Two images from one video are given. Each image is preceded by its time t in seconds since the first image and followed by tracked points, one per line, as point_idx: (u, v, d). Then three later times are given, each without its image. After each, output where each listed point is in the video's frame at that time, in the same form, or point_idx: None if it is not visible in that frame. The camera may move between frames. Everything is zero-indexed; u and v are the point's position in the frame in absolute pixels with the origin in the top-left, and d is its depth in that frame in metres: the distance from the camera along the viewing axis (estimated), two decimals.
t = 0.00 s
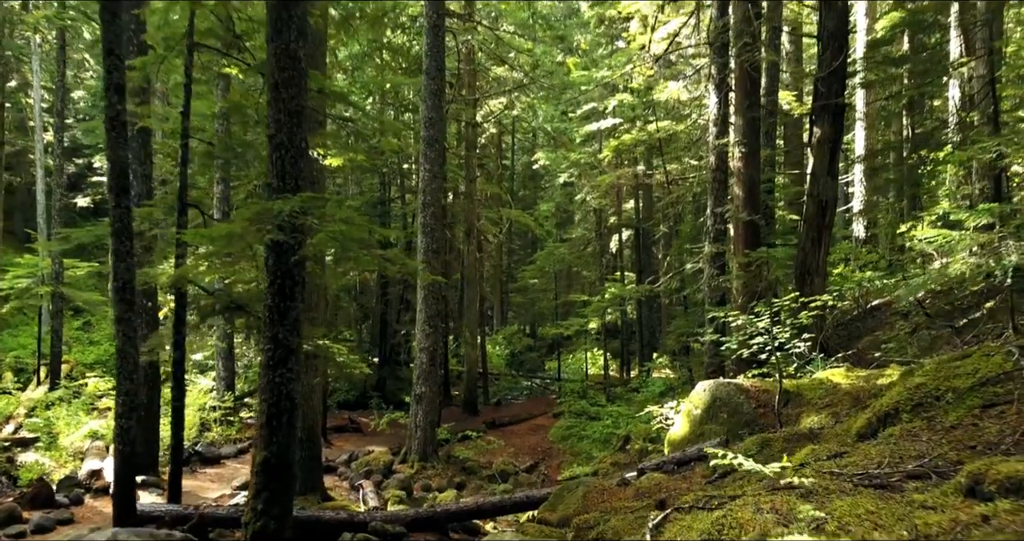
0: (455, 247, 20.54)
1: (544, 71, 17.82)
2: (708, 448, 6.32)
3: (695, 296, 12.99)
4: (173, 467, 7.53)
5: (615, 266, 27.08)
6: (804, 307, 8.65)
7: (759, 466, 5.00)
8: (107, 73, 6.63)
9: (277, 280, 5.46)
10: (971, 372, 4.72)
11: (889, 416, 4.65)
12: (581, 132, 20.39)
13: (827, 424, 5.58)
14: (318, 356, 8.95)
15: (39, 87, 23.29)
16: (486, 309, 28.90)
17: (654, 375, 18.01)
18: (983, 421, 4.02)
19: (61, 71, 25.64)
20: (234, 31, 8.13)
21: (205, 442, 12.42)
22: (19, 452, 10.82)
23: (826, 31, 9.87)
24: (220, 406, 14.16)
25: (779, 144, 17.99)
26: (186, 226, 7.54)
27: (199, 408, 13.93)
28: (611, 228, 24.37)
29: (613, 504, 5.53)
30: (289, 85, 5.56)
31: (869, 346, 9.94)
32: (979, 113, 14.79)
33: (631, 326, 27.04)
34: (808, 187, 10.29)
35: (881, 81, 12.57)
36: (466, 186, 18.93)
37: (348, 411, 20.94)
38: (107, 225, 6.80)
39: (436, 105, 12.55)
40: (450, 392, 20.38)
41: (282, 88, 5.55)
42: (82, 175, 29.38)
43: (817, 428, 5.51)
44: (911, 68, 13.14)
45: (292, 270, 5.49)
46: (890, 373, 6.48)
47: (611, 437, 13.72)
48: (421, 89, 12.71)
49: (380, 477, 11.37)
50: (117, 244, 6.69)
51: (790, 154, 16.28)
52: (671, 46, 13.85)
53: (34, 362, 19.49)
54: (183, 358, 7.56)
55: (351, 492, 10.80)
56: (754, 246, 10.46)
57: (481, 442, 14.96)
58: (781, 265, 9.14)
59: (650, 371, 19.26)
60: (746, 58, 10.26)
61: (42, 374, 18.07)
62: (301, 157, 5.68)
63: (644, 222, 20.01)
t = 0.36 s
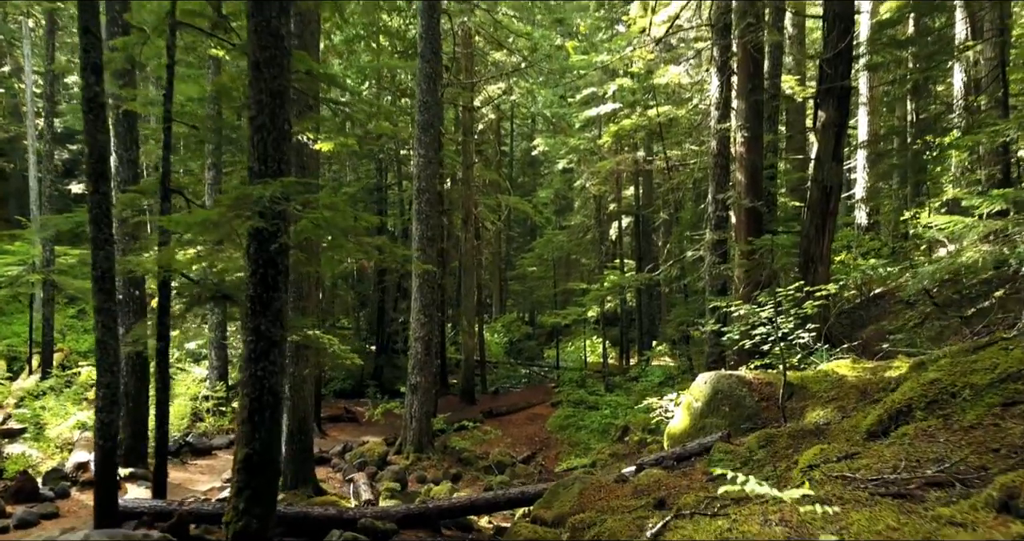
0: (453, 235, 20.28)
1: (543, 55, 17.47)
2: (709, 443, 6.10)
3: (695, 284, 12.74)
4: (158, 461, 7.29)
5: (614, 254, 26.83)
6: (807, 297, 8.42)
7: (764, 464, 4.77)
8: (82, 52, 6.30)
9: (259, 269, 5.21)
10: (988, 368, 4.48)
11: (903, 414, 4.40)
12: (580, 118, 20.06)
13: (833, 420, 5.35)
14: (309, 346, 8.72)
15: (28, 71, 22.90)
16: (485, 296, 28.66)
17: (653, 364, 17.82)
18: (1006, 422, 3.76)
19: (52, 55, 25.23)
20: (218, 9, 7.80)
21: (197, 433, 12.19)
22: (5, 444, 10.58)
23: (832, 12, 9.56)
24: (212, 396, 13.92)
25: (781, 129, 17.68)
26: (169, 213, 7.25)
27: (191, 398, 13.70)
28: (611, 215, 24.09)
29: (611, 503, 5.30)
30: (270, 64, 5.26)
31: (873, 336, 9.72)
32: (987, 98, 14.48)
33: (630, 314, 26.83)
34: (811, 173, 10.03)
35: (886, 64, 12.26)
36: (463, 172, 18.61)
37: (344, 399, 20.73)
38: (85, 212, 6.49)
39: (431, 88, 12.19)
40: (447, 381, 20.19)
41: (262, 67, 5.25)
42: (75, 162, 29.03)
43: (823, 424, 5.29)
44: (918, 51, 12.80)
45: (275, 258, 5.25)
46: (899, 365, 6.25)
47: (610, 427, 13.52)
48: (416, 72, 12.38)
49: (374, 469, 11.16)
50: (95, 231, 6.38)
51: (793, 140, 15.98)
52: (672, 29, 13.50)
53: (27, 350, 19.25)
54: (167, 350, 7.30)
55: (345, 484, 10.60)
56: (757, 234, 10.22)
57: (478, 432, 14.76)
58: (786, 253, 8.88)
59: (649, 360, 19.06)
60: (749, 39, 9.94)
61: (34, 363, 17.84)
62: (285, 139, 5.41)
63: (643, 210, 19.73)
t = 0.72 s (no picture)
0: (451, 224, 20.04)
1: (541, 40, 17.15)
2: (710, 438, 5.92)
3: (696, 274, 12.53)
4: (143, 457, 7.09)
5: (614, 243, 26.61)
6: (811, 287, 8.21)
7: (768, 463, 4.58)
8: (60, 33, 6.02)
9: (241, 259, 4.99)
10: (1004, 364, 4.27)
11: (915, 413, 4.20)
12: (580, 104, 19.76)
13: (839, 416, 5.16)
14: (300, 338, 8.51)
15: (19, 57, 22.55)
16: (483, 285, 28.46)
17: (653, 354, 17.63)
18: None
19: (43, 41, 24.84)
20: None
21: (189, 425, 12.01)
22: None
23: None
24: (206, 386, 13.73)
25: (784, 115, 17.40)
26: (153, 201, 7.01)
27: (184, 389, 13.51)
28: (611, 203, 23.81)
29: (609, 503, 5.11)
30: (252, 44, 5.01)
31: (878, 327, 9.50)
32: (994, 83, 14.18)
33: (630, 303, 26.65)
34: (816, 160, 9.78)
35: (892, 49, 11.98)
36: (460, 160, 18.34)
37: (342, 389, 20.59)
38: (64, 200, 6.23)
39: (427, 73, 11.88)
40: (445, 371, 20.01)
41: (244, 47, 5.00)
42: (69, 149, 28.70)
43: (829, 421, 5.09)
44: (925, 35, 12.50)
45: (258, 248, 5.02)
46: (907, 359, 6.06)
47: (609, 419, 13.36)
48: (412, 57, 12.08)
49: (369, 462, 10.99)
50: (75, 219, 6.13)
51: (796, 126, 15.70)
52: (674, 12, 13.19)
53: (20, 340, 19.05)
54: (153, 342, 7.08)
55: (339, 477, 10.43)
56: (760, 223, 10.01)
57: (476, 422, 14.59)
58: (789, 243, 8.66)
59: (649, 350, 18.90)
60: (753, 21, 9.67)
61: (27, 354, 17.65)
62: (269, 124, 5.16)
63: (644, 198, 19.49)
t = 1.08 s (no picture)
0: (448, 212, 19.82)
1: (540, 24, 16.80)
2: (711, 435, 5.70)
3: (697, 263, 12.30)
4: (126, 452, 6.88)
5: (614, 230, 26.35)
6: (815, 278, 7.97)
7: (773, 464, 4.37)
8: (31, 11, 5.73)
9: (219, 249, 4.75)
10: None
11: (931, 415, 3.99)
12: (579, 90, 19.43)
13: (847, 414, 4.94)
14: (289, 329, 8.27)
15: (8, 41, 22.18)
16: (482, 273, 28.22)
17: (652, 343, 17.44)
18: None
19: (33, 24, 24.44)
20: None
21: (181, 416, 11.80)
22: None
23: None
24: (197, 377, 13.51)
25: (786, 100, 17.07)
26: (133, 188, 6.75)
27: (176, 380, 13.31)
28: (610, 191, 23.54)
29: (606, 503, 4.89)
30: (229, 21, 4.73)
31: (883, 318, 9.27)
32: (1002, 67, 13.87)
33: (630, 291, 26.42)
34: (820, 146, 9.53)
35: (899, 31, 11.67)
36: (457, 146, 18.06)
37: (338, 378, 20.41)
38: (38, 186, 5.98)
39: (421, 56, 11.55)
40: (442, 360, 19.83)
41: (220, 24, 4.72)
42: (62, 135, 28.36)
43: (836, 418, 4.88)
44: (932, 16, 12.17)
45: (237, 236, 4.77)
46: (916, 352, 5.83)
47: (608, 409, 13.17)
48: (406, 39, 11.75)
49: (364, 454, 10.80)
50: (49, 207, 5.87)
51: (799, 112, 15.39)
52: None
53: (12, 329, 18.83)
54: (135, 334, 6.86)
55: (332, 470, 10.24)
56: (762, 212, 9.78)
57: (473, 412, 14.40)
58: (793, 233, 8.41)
59: (648, 338, 18.69)
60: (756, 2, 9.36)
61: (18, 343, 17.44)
62: (248, 105, 4.89)
63: (644, 185, 19.21)
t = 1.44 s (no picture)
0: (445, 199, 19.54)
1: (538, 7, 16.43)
2: (713, 432, 5.47)
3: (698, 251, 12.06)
4: (108, 448, 6.66)
5: (614, 217, 26.06)
6: (820, 268, 7.73)
7: (779, 466, 4.16)
8: None
9: (195, 239, 4.50)
10: None
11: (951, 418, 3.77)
12: (578, 75, 19.08)
13: (856, 412, 4.72)
14: (278, 320, 8.03)
15: None
16: (480, 261, 27.97)
17: (652, 332, 17.23)
18: None
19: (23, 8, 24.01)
20: None
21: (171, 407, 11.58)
22: None
23: None
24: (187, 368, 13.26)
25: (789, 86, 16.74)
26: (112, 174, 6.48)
27: (168, 370, 13.09)
28: (610, 177, 23.25)
29: (603, 506, 4.67)
30: None
31: (888, 309, 9.03)
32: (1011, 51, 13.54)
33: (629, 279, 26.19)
34: (825, 131, 9.26)
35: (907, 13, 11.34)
36: (454, 132, 17.74)
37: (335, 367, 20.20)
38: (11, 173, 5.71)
39: (415, 39, 11.21)
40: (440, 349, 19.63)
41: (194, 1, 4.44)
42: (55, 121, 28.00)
43: (844, 416, 4.66)
44: None
45: (213, 225, 4.52)
46: (927, 346, 5.60)
47: (607, 400, 12.96)
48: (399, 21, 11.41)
49: (357, 446, 10.59)
50: (21, 194, 5.60)
51: (802, 97, 15.07)
52: None
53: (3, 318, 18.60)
54: (116, 325, 6.61)
55: (324, 463, 10.04)
56: (764, 199, 9.52)
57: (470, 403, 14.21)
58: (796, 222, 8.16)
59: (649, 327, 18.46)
60: None
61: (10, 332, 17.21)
62: (224, 86, 4.61)
63: (644, 172, 18.90)
